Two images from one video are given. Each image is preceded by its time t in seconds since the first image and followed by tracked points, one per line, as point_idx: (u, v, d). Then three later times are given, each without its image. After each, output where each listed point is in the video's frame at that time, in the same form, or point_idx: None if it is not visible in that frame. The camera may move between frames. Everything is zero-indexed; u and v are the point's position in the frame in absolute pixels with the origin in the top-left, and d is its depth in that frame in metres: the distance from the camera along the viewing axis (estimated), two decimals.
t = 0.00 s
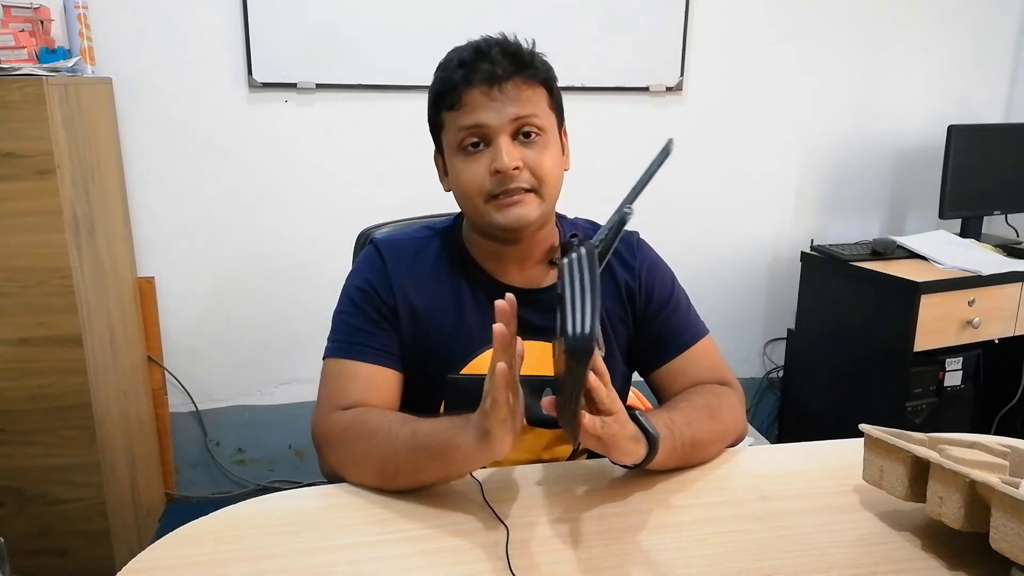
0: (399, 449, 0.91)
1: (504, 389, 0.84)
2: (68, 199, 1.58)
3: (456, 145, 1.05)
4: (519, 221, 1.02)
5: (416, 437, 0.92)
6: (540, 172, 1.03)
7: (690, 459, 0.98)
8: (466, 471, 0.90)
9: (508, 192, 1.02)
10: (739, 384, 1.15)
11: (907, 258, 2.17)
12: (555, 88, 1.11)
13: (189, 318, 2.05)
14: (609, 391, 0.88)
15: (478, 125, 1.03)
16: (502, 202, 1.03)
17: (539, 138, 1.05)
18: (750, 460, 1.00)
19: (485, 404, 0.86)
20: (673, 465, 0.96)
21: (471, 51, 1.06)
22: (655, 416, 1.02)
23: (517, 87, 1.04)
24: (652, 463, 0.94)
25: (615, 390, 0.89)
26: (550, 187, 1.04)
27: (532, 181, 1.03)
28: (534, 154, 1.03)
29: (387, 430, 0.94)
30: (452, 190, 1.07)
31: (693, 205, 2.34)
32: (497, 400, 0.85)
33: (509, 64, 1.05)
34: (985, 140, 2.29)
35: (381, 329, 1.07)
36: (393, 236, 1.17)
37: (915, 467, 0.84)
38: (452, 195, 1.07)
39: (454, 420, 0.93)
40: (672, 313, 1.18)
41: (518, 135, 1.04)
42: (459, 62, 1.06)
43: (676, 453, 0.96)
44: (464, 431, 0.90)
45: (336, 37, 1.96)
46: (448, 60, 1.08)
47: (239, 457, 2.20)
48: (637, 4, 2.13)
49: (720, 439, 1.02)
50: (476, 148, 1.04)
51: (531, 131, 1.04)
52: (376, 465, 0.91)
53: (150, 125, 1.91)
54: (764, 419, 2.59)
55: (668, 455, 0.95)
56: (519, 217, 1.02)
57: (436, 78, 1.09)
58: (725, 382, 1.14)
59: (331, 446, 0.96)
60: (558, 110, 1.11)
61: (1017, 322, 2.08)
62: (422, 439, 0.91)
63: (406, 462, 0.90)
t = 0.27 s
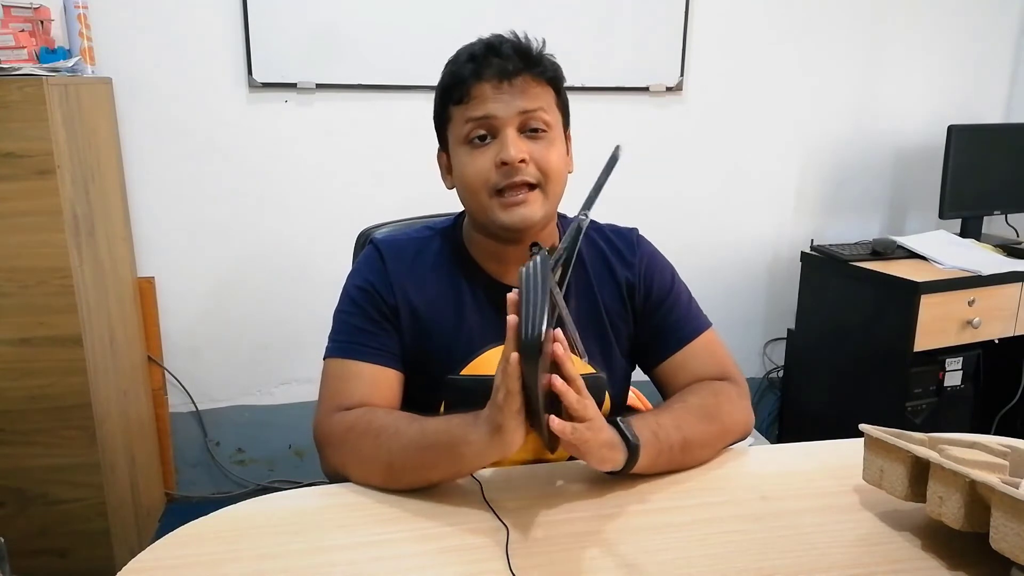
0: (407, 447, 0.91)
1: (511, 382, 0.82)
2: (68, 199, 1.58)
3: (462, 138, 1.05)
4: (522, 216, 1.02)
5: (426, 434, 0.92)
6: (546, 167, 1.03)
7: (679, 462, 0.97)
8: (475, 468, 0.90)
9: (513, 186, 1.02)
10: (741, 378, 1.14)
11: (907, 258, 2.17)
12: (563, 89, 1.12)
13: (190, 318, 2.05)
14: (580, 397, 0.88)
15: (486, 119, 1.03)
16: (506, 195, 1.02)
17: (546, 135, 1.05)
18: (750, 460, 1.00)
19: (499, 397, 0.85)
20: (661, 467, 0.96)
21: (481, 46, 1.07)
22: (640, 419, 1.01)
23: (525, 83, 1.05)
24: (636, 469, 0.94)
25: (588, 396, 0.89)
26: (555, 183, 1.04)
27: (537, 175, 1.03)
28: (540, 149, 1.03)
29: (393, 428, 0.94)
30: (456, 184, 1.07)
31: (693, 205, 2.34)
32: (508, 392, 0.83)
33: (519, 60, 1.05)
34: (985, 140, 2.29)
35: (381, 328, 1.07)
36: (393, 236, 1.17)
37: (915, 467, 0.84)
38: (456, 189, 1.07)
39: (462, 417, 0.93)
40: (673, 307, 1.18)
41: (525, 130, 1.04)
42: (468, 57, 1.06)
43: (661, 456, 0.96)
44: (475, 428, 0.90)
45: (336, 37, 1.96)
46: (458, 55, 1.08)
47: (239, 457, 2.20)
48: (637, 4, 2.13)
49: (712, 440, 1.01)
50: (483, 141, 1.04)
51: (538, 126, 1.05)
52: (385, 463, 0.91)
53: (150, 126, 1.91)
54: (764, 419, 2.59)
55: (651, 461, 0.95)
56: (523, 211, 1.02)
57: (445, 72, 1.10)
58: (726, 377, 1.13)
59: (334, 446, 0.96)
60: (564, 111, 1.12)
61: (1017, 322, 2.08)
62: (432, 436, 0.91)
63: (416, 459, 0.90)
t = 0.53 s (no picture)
0: (406, 449, 0.91)
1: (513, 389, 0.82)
2: (68, 199, 1.58)
3: (467, 136, 1.05)
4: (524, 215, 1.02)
5: (426, 437, 0.92)
6: (549, 168, 1.03)
7: (679, 462, 0.97)
8: (475, 470, 0.90)
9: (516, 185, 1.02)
10: (744, 375, 1.14)
11: (907, 258, 2.17)
12: (570, 93, 1.12)
13: (190, 318, 2.05)
14: (580, 403, 0.88)
15: (491, 118, 1.03)
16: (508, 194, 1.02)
17: (550, 136, 1.05)
18: (750, 461, 1.00)
19: (500, 403, 0.85)
20: (660, 469, 0.96)
21: (490, 46, 1.07)
22: (636, 422, 1.01)
23: (532, 84, 1.05)
24: (635, 472, 0.94)
25: (587, 401, 0.89)
26: (558, 185, 1.04)
27: (541, 176, 1.02)
28: (544, 150, 1.03)
29: (391, 429, 0.94)
30: (458, 182, 1.07)
31: (693, 205, 2.34)
32: (510, 399, 0.84)
33: (527, 62, 1.05)
34: (985, 140, 2.29)
35: (381, 329, 1.07)
36: (393, 236, 1.17)
37: (915, 467, 0.84)
38: (458, 187, 1.06)
39: (462, 419, 0.93)
40: (673, 305, 1.18)
41: (530, 130, 1.04)
42: (476, 56, 1.06)
43: (659, 459, 0.95)
44: (476, 430, 0.90)
45: (336, 38, 1.96)
46: (466, 54, 1.08)
47: (239, 457, 2.20)
48: (637, 5, 2.13)
49: (711, 442, 1.00)
50: (488, 140, 1.04)
51: (543, 127, 1.04)
52: (385, 464, 0.91)
53: (150, 126, 1.91)
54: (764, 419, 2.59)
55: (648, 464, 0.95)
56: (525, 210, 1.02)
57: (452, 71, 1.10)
58: (728, 373, 1.13)
59: (330, 447, 0.96)
60: (570, 114, 1.12)
61: (1017, 322, 2.08)
62: (432, 438, 0.91)
63: (415, 461, 0.90)
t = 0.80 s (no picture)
0: (406, 450, 0.91)
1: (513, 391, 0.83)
2: (69, 199, 1.58)
3: (464, 136, 1.05)
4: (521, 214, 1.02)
5: (425, 438, 0.92)
6: (546, 167, 1.03)
7: (678, 462, 0.97)
8: (474, 472, 0.90)
9: (513, 183, 1.02)
10: (745, 374, 1.14)
11: (907, 258, 2.17)
12: (568, 93, 1.12)
13: (189, 318, 2.05)
14: (580, 402, 0.89)
15: (488, 117, 1.03)
16: (506, 193, 1.02)
17: (547, 135, 1.05)
18: (750, 461, 1.00)
19: (500, 405, 0.85)
20: (660, 468, 0.96)
21: (487, 46, 1.07)
22: (635, 421, 1.01)
23: (528, 83, 1.05)
24: (634, 471, 0.94)
25: (586, 400, 0.89)
26: (555, 183, 1.04)
27: (538, 175, 1.02)
28: (541, 149, 1.03)
29: (390, 430, 0.94)
30: (457, 182, 1.07)
31: (693, 205, 2.34)
32: (509, 402, 0.84)
33: (523, 61, 1.05)
34: (985, 140, 2.29)
35: (381, 328, 1.07)
36: (395, 236, 1.17)
37: (915, 467, 0.84)
38: (457, 187, 1.07)
39: (461, 421, 0.93)
40: (674, 304, 1.18)
41: (526, 129, 1.04)
42: (473, 57, 1.07)
43: (660, 459, 0.96)
44: (476, 433, 0.90)
45: (336, 38, 1.96)
46: (463, 56, 1.09)
47: (239, 457, 2.20)
48: (637, 5, 2.13)
49: (712, 442, 1.01)
50: (484, 139, 1.04)
51: (540, 126, 1.04)
52: (383, 465, 0.91)
53: (150, 126, 1.91)
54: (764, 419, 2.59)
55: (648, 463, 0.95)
56: (522, 209, 1.02)
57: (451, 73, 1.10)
58: (730, 372, 1.13)
59: (328, 446, 0.96)
60: (569, 113, 1.11)
61: (1017, 322, 2.08)
62: (431, 440, 0.91)
63: (414, 462, 0.90)
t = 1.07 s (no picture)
0: (407, 451, 0.91)
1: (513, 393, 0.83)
2: (68, 199, 1.58)
3: (455, 132, 1.06)
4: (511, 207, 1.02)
5: (426, 439, 0.91)
6: (535, 160, 1.03)
7: (678, 461, 0.97)
8: (475, 474, 0.90)
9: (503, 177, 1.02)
10: (744, 375, 1.14)
11: (907, 258, 2.17)
12: (560, 89, 1.12)
13: (190, 317, 2.05)
14: (582, 402, 0.89)
15: (477, 112, 1.04)
16: (496, 186, 1.02)
17: (537, 129, 1.05)
18: (750, 461, 1.00)
19: (500, 408, 0.86)
20: (661, 467, 0.96)
21: (477, 45, 1.08)
22: (636, 420, 1.01)
23: (517, 78, 1.05)
24: (634, 469, 0.94)
25: (588, 400, 0.89)
26: (545, 176, 1.04)
27: (527, 167, 1.02)
28: (530, 142, 1.03)
29: (390, 430, 0.94)
30: (450, 179, 1.07)
31: (693, 205, 2.34)
32: (510, 404, 0.84)
33: (512, 57, 1.06)
34: (985, 140, 2.29)
35: (382, 328, 1.07)
36: (396, 236, 1.17)
37: (915, 467, 0.84)
38: (449, 183, 1.07)
39: (463, 423, 0.93)
40: (675, 305, 1.18)
41: (515, 124, 1.04)
42: (463, 55, 1.08)
43: (660, 458, 0.96)
44: (477, 435, 0.90)
45: (336, 38, 1.96)
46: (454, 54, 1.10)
47: (239, 457, 2.20)
48: (636, 5, 2.13)
49: (712, 441, 1.01)
50: (475, 134, 1.04)
51: (529, 120, 1.05)
52: (384, 465, 0.91)
53: (150, 126, 1.91)
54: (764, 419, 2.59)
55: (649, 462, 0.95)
56: (513, 202, 1.02)
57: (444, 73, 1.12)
58: (730, 374, 1.13)
59: (328, 446, 0.96)
60: (561, 110, 1.11)
61: (1017, 322, 2.08)
62: (432, 441, 0.91)
63: (414, 463, 0.90)
